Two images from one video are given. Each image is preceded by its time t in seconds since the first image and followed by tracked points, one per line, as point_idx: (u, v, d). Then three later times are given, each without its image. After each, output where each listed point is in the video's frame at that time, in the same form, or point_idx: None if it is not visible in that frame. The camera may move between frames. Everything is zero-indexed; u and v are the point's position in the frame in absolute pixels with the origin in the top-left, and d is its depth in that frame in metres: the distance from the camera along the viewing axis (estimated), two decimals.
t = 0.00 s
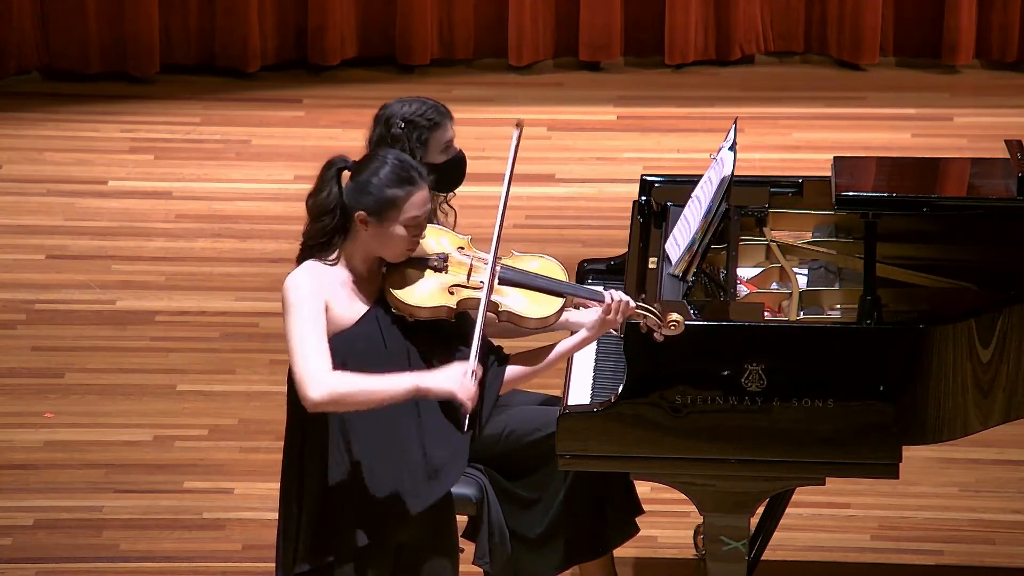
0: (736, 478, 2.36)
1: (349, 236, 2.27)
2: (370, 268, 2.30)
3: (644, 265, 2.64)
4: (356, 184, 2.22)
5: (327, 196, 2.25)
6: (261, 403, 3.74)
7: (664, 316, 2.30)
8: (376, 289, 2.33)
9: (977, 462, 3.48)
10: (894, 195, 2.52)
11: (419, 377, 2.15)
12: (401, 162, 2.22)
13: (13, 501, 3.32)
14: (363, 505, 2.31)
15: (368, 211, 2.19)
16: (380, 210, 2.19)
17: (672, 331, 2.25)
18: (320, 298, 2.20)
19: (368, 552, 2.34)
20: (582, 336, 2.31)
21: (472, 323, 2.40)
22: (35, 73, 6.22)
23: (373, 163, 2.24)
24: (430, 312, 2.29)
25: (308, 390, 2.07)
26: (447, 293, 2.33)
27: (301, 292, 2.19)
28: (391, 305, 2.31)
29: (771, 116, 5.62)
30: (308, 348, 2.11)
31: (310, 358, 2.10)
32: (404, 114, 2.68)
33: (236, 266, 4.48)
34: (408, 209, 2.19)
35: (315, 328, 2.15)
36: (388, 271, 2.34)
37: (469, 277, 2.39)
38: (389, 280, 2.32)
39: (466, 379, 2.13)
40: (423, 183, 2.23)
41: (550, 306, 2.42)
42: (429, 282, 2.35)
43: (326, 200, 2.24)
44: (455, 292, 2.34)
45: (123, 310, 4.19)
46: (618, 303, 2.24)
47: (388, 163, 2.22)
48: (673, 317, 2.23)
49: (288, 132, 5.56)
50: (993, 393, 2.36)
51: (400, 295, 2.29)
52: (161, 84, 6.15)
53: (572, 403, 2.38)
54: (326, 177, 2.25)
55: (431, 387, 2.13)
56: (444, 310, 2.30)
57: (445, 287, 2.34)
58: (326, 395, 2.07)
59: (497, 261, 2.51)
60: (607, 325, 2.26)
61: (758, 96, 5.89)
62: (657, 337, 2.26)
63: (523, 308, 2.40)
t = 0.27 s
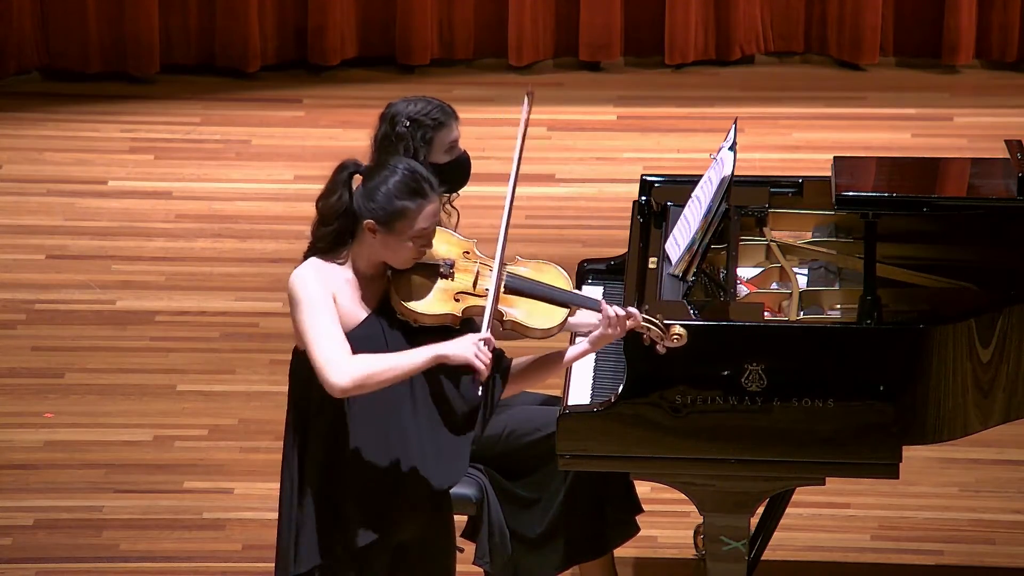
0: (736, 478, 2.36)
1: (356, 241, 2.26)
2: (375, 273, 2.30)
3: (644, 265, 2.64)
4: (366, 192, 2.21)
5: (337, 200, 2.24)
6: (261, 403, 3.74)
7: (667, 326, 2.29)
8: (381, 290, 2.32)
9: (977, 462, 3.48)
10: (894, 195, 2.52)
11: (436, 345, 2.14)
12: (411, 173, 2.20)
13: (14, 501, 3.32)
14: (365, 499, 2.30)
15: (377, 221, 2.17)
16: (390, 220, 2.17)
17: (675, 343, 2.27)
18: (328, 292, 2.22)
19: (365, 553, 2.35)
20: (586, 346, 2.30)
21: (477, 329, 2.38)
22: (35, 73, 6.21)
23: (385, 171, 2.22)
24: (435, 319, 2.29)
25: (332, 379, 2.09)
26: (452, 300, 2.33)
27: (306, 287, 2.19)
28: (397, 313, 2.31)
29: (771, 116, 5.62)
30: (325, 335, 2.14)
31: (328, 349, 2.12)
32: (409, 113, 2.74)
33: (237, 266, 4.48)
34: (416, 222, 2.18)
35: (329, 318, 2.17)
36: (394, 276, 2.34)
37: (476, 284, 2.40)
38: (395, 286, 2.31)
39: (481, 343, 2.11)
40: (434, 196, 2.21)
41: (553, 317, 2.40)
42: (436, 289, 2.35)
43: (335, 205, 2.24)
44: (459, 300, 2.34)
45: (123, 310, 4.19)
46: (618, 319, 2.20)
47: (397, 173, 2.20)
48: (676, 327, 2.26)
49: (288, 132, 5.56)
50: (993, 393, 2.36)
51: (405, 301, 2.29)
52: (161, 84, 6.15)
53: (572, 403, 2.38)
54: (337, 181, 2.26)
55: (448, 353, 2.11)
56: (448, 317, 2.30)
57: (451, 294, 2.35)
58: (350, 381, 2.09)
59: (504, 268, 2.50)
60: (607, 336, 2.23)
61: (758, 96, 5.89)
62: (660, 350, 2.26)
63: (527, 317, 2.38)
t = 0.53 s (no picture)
0: (736, 477, 2.36)
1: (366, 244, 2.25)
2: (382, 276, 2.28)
3: (644, 265, 2.64)
4: (383, 196, 2.20)
5: (354, 203, 2.24)
6: (261, 403, 3.74)
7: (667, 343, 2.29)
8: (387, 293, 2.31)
9: (977, 462, 3.48)
10: (895, 195, 2.52)
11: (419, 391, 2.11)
12: (429, 181, 2.19)
13: (13, 501, 3.32)
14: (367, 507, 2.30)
15: (390, 227, 2.16)
16: (403, 228, 2.16)
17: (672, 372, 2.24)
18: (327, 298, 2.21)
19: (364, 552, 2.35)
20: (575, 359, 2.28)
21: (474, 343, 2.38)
22: (35, 73, 6.21)
23: (403, 177, 2.21)
24: (438, 329, 2.30)
25: (311, 401, 2.07)
26: (455, 313, 2.38)
27: (307, 290, 2.19)
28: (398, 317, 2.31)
29: (771, 116, 5.62)
30: (311, 356, 2.11)
31: (314, 368, 2.09)
32: (419, 112, 2.73)
33: (237, 265, 4.48)
34: (430, 231, 2.17)
35: (320, 333, 2.14)
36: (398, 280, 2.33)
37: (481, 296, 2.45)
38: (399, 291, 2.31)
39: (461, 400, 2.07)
40: (450, 208, 2.20)
41: (553, 335, 2.47)
42: (440, 300, 2.38)
43: (353, 207, 2.24)
44: (463, 313, 2.39)
45: (123, 310, 4.19)
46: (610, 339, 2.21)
47: (416, 180, 2.19)
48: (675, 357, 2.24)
49: (288, 132, 5.56)
50: (993, 393, 2.36)
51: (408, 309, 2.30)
52: (161, 84, 6.15)
53: (572, 403, 2.38)
54: (356, 184, 2.25)
55: (428, 402, 2.08)
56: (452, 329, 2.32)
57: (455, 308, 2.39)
58: (328, 407, 2.07)
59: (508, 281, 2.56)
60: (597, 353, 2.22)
61: (758, 96, 5.89)
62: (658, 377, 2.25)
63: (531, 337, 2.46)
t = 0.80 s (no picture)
0: (735, 477, 2.36)
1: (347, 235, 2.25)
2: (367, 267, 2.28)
3: (644, 265, 2.64)
4: (355, 183, 2.21)
5: (327, 194, 2.24)
6: (261, 403, 3.74)
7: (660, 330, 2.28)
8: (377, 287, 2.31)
9: (977, 462, 3.48)
10: (895, 195, 2.52)
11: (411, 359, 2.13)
12: (398, 163, 2.21)
13: (14, 502, 3.32)
14: (354, 508, 2.31)
15: (366, 212, 2.17)
16: (379, 210, 2.17)
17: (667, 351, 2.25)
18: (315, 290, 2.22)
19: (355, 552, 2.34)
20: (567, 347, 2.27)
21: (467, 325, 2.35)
22: (35, 73, 6.21)
23: (372, 162, 2.22)
24: (428, 316, 2.27)
25: (299, 381, 2.09)
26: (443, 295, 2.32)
27: (296, 283, 2.20)
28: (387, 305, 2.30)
29: (771, 116, 5.62)
30: (301, 339, 2.13)
31: (303, 351, 2.12)
32: (430, 112, 2.69)
33: (237, 266, 4.48)
34: (405, 210, 2.18)
35: (309, 318, 2.17)
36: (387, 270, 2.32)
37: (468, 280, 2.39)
38: (387, 280, 2.30)
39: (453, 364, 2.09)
40: (421, 184, 2.21)
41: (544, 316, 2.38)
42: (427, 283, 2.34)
43: (328, 198, 2.23)
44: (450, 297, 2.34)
45: (123, 310, 4.19)
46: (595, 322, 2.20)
47: (386, 163, 2.20)
48: (670, 337, 2.24)
49: (288, 132, 5.56)
50: (993, 393, 2.36)
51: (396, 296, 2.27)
52: (162, 84, 6.15)
53: (572, 403, 2.38)
54: (327, 173, 2.25)
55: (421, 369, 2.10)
56: (441, 314, 2.28)
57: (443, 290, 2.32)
58: (316, 386, 2.09)
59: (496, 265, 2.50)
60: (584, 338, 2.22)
61: (758, 97, 5.89)
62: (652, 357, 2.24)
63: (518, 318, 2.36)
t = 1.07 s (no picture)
0: (735, 477, 2.36)
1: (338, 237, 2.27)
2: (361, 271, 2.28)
3: (644, 265, 2.64)
4: (343, 184, 2.22)
5: (315, 195, 2.26)
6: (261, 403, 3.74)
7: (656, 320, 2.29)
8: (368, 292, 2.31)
9: (977, 462, 3.48)
10: (895, 195, 2.52)
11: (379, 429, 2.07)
12: (386, 163, 2.21)
13: (14, 502, 3.31)
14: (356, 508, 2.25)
15: (352, 212, 2.18)
16: (364, 210, 2.18)
17: (663, 338, 2.24)
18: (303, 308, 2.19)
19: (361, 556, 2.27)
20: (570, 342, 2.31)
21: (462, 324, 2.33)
22: (35, 73, 6.21)
23: (361, 163, 2.22)
24: (422, 316, 2.24)
25: (269, 409, 2.06)
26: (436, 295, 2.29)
27: (286, 297, 2.18)
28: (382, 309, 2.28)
29: (770, 116, 5.62)
30: (279, 364, 2.10)
31: (278, 377, 2.09)
32: (434, 111, 2.69)
33: (237, 266, 4.48)
34: (390, 211, 2.18)
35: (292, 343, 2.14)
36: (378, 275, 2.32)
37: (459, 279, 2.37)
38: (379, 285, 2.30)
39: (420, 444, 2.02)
40: (408, 183, 2.21)
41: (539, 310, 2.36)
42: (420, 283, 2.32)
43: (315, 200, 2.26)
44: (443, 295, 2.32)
45: (124, 310, 4.19)
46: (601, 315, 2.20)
47: (374, 164, 2.20)
48: (665, 323, 2.24)
49: (287, 132, 5.56)
50: (993, 393, 2.36)
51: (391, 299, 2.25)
52: (162, 84, 6.15)
53: (572, 403, 2.38)
54: (316, 176, 2.27)
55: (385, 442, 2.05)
56: (435, 313, 2.24)
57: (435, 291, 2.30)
58: (285, 417, 2.05)
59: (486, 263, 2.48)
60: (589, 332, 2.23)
61: (758, 97, 5.89)
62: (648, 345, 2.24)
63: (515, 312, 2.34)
